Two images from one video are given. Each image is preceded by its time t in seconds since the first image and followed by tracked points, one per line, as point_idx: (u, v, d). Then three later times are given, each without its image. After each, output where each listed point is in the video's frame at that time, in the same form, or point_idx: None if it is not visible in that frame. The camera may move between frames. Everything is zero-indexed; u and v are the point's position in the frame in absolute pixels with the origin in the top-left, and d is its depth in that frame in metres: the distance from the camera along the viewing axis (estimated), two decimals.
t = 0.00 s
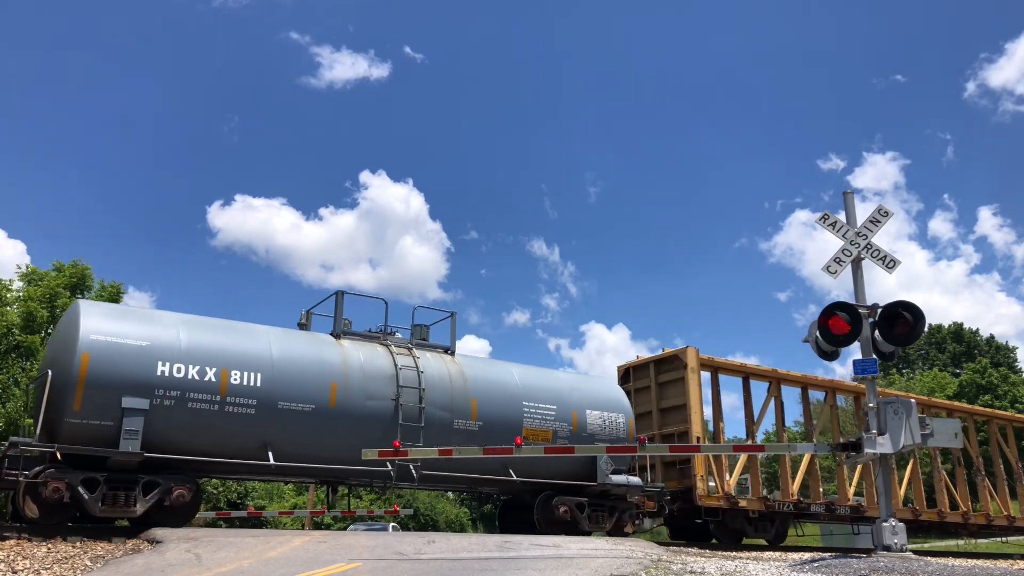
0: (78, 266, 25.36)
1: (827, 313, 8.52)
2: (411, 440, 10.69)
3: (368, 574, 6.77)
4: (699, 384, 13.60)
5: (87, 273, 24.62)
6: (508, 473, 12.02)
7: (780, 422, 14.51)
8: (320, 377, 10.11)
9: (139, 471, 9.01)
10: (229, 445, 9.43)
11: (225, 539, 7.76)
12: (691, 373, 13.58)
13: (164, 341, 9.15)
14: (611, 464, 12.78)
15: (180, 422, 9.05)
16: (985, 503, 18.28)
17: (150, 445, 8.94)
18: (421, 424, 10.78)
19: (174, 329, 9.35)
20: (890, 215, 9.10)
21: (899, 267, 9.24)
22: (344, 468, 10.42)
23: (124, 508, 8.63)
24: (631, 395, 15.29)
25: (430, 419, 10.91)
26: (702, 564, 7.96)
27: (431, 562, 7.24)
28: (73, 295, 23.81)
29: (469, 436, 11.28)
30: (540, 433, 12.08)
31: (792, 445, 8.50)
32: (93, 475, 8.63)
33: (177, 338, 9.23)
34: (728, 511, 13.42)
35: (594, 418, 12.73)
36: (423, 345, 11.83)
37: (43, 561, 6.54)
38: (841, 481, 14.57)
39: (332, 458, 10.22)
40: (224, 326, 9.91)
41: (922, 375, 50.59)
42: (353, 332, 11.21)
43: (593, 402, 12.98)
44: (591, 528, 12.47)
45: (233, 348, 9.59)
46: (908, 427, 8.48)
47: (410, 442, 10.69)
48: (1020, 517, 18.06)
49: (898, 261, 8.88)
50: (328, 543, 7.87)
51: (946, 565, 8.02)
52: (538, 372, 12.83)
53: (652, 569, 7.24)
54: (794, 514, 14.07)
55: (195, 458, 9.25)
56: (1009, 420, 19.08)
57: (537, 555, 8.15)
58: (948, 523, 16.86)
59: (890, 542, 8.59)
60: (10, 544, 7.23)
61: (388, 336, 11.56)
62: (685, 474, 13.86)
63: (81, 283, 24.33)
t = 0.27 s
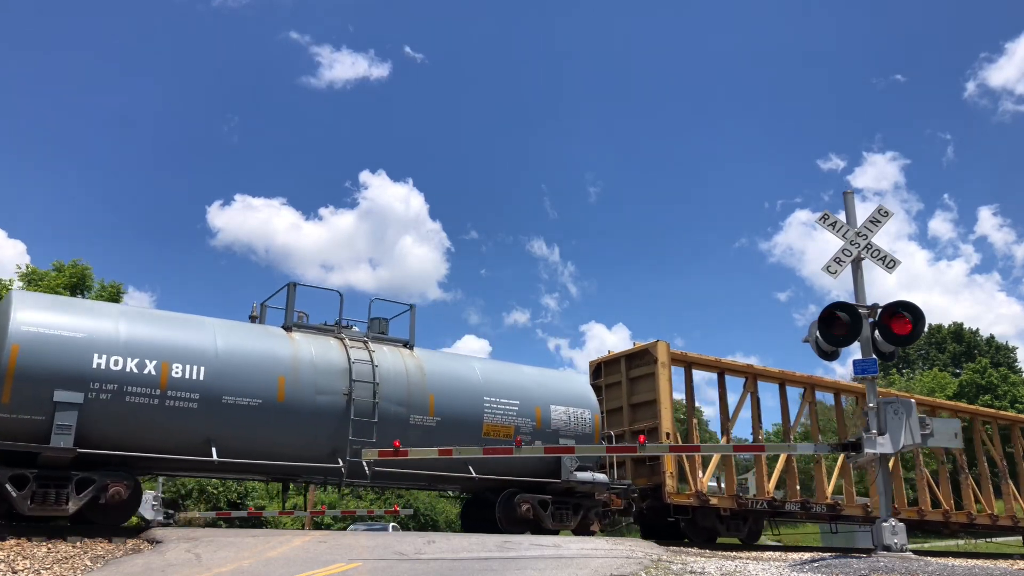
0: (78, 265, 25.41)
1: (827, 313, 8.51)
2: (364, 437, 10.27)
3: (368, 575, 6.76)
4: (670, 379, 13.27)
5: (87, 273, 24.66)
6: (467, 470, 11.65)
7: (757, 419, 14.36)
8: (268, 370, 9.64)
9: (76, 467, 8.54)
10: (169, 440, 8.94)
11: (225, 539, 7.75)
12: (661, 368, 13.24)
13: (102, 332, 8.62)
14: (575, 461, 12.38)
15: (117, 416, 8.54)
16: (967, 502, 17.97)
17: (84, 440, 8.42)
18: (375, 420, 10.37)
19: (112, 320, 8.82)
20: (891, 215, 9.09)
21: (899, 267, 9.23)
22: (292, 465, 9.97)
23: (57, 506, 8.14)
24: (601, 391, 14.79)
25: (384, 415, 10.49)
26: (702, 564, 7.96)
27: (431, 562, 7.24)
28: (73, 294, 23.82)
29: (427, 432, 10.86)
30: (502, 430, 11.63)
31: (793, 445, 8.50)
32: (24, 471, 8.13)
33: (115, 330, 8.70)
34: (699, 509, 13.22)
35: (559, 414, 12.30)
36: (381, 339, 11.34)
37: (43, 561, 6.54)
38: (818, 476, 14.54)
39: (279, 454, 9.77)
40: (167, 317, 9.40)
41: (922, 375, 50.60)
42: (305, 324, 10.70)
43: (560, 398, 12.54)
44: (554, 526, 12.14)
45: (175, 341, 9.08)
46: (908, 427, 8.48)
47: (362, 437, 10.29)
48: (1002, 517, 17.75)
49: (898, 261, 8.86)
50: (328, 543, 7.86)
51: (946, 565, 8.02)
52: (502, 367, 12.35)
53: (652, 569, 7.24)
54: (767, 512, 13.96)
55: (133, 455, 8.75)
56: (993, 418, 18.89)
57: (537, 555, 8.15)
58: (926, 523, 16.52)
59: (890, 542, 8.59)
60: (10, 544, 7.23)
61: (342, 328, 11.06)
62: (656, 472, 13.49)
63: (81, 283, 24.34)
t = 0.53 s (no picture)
0: (78, 265, 25.42)
1: (827, 313, 8.52)
2: (313, 432, 10.00)
3: (368, 574, 6.76)
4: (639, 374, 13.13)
5: (88, 273, 24.67)
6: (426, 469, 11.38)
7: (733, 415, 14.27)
8: (210, 364, 9.40)
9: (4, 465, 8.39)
10: (103, 435, 8.74)
11: (225, 539, 7.75)
12: (630, 363, 13.10)
13: (33, 324, 8.38)
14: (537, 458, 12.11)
15: (47, 411, 8.32)
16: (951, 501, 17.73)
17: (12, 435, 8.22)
18: (325, 415, 10.10)
19: (46, 312, 8.56)
20: (891, 215, 9.08)
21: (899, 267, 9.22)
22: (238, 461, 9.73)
23: None
24: (572, 387, 14.68)
25: (335, 410, 10.22)
26: (702, 564, 7.96)
27: (431, 562, 7.24)
28: (73, 294, 23.81)
29: (380, 428, 10.62)
30: (460, 425, 11.40)
31: (793, 445, 8.50)
32: None
33: (48, 322, 8.46)
34: (668, 507, 13.05)
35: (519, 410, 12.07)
36: (336, 333, 11.08)
37: (43, 561, 6.53)
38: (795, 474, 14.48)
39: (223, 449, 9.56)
40: (106, 309, 9.16)
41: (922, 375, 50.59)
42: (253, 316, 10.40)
43: (520, 393, 12.31)
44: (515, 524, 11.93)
45: (112, 334, 8.84)
46: (908, 427, 8.47)
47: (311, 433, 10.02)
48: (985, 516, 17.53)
49: (898, 261, 8.86)
50: (328, 543, 7.86)
51: (946, 565, 8.02)
52: (462, 361, 12.12)
53: (652, 569, 7.24)
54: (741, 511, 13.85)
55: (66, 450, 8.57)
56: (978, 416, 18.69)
57: (537, 555, 8.15)
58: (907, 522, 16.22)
59: (889, 542, 8.59)
60: (10, 544, 7.22)
61: (293, 322, 10.79)
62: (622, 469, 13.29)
63: (80, 283, 24.33)
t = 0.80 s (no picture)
0: (78, 265, 25.45)
1: (827, 313, 8.52)
2: (258, 426, 9.82)
3: (368, 574, 6.76)
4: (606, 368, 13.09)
5: (87, 273, 24.70)
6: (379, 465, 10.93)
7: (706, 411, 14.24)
8: (149, 356, 9.19)
9: None
10: (36, 428, 8.54)
11: (225, 539, 7.74)
12: (598, 357, 13.05)
13: None
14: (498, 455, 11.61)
15: None
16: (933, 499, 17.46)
17: None
18: (271, 410, 9.89)
19: None
20: (891, 215, 9.08)
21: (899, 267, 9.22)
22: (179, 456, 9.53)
23: None
24: (541, 381, 14.70)
25: (282, 404, 10.02)
26: (702, 564, 7.96)
27: (431, 562, 7.24)
28: (73, 294, 23.84)
29: (330, 423, 10.42)
30: (417, 421, 11.19)
31: (793, 445, 8.51)
32: None
33: None
34: (636, 505, 13.08)
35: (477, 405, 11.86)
36: (287, 326, 10.89)
37: (43, 561, 6.53)
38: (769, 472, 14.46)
39: (163, 444, 9.34)
40: (40, 299, 8.92)
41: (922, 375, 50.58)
42: (198, 308, 10.18)
43: (480, 388, 12.05)
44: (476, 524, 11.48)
45: (45, 325, 8.62)
46: (908, 427, 8.47)
47: (256, 428, 9.83)
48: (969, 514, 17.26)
49: (898, 261, 8.86)
50: (328, 543, 7.86)
51: (946, 565, 8.01)
52: (420, 355, 11.90)
53: (652, 570, 7.24)
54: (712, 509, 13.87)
55: None
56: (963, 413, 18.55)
57: (537, 555, 8.14)
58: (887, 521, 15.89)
59: (889, 542, 8.59)
60: (10, 544, 7.22)
61: (242, 313, 10.59)
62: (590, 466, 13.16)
63: (81, 283, 24.36)
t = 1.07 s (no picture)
0: (78, 265, 25.51)
1: (827, 313, 8.52)
2: (199, 422, 9.33)
3: (368, 574, 6.76)
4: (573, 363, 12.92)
5: (87, 273, 24.75)
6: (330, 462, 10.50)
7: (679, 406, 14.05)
8: (83, 348, 8.66)
9: None
10: None
11: (225, 539, 7.74)
12: (563, 351, 12.86)
13: None
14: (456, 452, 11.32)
15: None
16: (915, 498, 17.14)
17: None
18: (214, 405, 9.41)
19: None
20: (891, 215, 9.07)
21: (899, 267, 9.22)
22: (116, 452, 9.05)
23: None
24: (508, 376, 14.53)
25: (227, 399, 9.53)
26: (702, 564, 7.96)
27: (431, 562, 7.23)
28: (73, 295, 23.89)
29: (278, 419, 9.95)
30: (371, 417, 10.75)
31: (793, 445, 8.51)
32: None
33: None
34: (602, 503, 12.91)
35: (436, 401, 11.41)
36: (237, 318, 10.39)
37: (43, 561, 6.53)
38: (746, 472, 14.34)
39: (99, 441, 8.86)
40: None
41: (922, 375, 50.58)
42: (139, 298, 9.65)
43: (439, 382, 11.60)
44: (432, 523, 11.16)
45: None
46: (908, 427, 8.47)
47: (198, 423, 9.36)
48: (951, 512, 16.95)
49: (898, 261, 8.86)
50: (328, 543, 7.86)
51: (946, 565, 8.02)
52: (378, 349, 11.41)
53: (652, 570, 7.24)
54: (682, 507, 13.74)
55: None
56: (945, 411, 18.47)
57: (537, 555, 8.13)
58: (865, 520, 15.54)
59: (889, 542, 8.59)
60: (10, 544, 7.22)
61: (187, 305, 10.06)
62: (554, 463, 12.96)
63: (81, 283, 24.39)
